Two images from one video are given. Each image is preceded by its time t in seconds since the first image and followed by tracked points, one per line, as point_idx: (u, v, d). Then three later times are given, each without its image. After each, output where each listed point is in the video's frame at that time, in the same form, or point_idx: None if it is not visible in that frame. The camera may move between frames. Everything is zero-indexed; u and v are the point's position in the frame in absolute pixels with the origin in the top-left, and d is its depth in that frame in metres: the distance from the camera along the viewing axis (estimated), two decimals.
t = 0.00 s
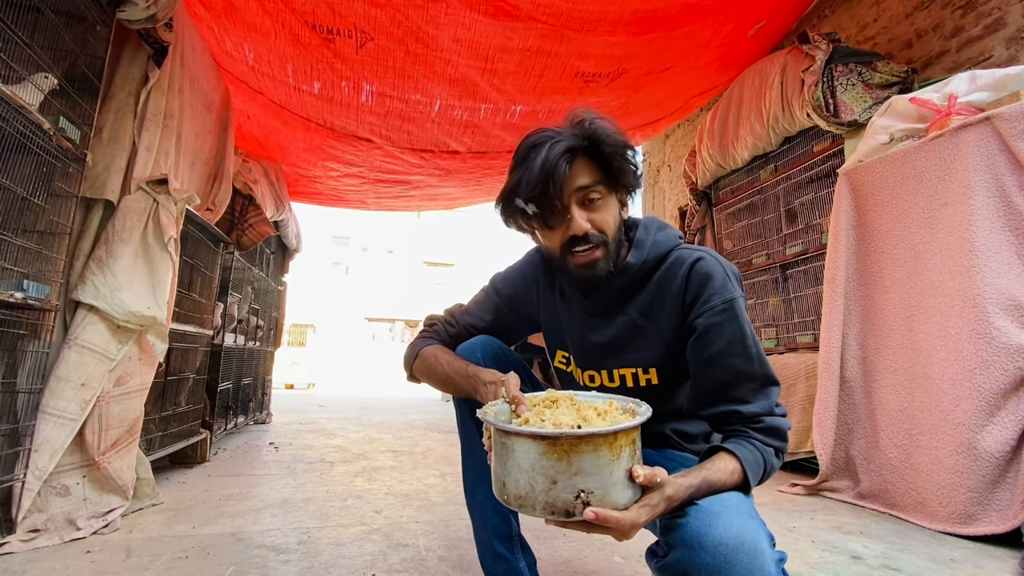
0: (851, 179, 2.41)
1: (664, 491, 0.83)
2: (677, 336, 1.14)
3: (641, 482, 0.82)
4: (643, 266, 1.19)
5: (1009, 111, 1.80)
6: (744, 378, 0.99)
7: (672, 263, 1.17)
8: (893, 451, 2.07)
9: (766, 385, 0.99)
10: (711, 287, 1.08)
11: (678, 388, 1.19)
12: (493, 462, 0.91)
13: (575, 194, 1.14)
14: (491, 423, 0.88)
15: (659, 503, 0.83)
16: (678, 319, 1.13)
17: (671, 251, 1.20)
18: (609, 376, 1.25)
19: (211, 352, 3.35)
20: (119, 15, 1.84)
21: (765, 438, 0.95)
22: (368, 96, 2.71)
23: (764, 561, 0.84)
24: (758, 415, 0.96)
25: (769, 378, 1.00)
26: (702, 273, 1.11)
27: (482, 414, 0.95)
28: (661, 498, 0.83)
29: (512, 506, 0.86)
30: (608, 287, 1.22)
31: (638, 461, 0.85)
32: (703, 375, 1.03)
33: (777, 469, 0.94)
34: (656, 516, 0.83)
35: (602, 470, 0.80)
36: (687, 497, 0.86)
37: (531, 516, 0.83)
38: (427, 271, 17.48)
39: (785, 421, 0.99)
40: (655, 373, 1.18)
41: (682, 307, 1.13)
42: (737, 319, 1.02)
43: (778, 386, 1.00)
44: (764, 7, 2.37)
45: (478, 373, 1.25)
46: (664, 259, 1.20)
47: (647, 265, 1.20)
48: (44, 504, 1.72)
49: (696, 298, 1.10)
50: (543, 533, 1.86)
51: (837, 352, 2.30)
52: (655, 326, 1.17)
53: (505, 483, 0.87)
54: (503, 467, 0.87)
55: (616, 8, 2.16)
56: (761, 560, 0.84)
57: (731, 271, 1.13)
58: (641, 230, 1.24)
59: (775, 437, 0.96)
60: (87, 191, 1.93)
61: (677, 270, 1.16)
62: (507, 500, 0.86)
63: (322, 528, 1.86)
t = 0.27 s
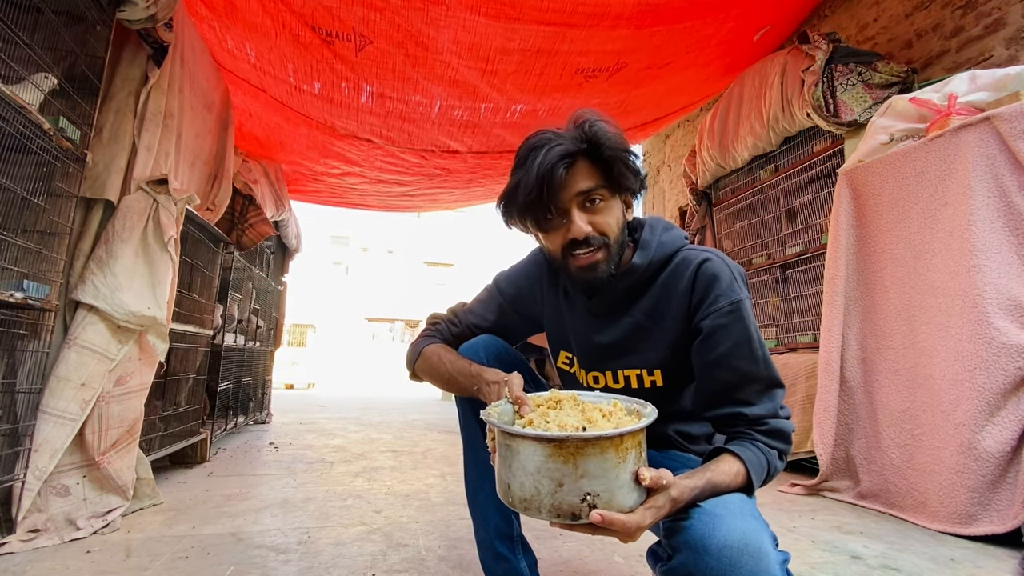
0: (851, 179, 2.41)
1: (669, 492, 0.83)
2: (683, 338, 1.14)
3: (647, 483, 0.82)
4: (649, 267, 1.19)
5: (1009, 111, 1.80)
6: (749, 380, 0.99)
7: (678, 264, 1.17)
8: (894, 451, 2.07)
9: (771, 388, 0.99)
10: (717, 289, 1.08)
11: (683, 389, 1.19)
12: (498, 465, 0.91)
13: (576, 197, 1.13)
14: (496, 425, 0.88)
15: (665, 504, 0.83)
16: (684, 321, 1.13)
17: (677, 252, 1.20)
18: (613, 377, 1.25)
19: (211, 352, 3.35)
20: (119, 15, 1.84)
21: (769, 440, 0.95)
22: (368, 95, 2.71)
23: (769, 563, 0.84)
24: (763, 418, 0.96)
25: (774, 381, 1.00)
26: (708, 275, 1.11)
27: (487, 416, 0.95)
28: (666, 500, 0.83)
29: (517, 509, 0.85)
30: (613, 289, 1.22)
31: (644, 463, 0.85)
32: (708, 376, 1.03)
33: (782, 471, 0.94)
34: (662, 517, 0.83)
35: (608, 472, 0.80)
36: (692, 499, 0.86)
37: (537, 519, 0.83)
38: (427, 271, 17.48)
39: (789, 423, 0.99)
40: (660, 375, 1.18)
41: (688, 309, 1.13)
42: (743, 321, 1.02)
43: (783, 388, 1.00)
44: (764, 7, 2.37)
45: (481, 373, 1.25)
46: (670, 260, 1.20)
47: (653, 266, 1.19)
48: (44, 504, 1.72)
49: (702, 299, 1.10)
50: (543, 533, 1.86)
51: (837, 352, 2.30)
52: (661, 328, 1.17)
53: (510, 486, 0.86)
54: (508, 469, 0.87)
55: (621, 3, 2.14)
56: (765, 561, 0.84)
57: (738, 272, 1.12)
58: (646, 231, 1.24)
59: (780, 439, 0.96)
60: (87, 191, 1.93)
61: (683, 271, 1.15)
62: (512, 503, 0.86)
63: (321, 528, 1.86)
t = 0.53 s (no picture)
0: (850, 179, 2.40)
1: (670, 486, 0.83)
2: (681, 338, 1.14)
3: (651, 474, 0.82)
4: (648, 267, 1.19)
5: (1009, 111, 1.80)
6: (748, 381, 0.99)
7: (677, 265, 1.17)
8: (894, 451, 2.07)
9: (769, 388, 0.99)
10: (715, 290, 1.08)
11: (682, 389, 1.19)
12: (503, 447, 0.90)
13: (577, 202, 1.13)
14: (505, 405, 0.88)
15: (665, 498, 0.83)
16: (683, 321, 1.13)
17: (676, 253, 1.20)
18: (612, 377, 1.25)
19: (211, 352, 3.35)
20: (119, 15, 1.83)
21: (767, 440, 0.95)
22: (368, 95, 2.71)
23: (765, 560, 0.84)
24: (760, 418, 0.97)
25: (772, 381, 1.00)
26: (707, 275, 1.11)
27: (493, 399, 0.95)
28: (667, 492, 0.83)
29: (521, 491, 0.85)
30: (613, 290, 1.22)
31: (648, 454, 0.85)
32: (706, 376, 1.03)
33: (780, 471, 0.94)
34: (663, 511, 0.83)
35: (616, 454, 0.80)
36: (691, 495, 0.86)
37: (542, 501, 0.82)
38: (427, 271, 17.48)
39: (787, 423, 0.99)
40: (659, 375, 1.18)
41: (687, 309, 1.13)
42: (741, 321, 1.02)
43: (781, 388, 1.00)
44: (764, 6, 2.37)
45: (483, 369, 1.27)
46: (669, 261, 1.20)
47: (652, 267, 1.19)
48: (44, 504, 1.72)
49: (701, 300, 1.10)
50: (543, 533, 1.87)
51: (837, 352, 2.30)
52: (660, 329, 1.17)
53: (515, 466, 0.86)
54: (514, 449, 0.86)
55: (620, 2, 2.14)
56: (762, 559, 0.84)
57: (737, 272, 1.12)
58: (646, 231, 1.23)
59: (777, 439, 0.96)
60: (87, 191, 1.93)
61: (682, 272, 1.16)
62: (516, 484, 0.85)
63: (322, 527, 1.86)
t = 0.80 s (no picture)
0: (851, 179, 2.40)
1: (664, 490, 0.83)
2: (677, 337, 1.14)
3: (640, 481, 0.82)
4: (643, 267, 1.19)
5: (1009, 111, 1.80)
6: (743, 378, 0.99)
7: (671, 263, 1.17)
8: (894, 451, 2.07)
9: (765, 384, 0.99)
10: (709, 287, 1.08)
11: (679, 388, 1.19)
12: (494, 462, 0.91)
13: (566, 211, 1.11)
14: (491, 425, 0.88)
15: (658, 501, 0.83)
16: (678, 319, 1.13)
17: (670, 251, 1.21)
18: (609, 376, 1.25)
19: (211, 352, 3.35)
20: (119, 15, 1.83)
21: (765, 437, 0.95)
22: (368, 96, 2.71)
23: (763, 556, 0.84)
24: (757, 415, 0.96)
25: (768, 377, 1.00)
26: (701, 273, 1.11)
27: (483, 415, 0.95)
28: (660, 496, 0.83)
29: (511, 507, 0.86)
30: (607, 289, 1.22)
31: (638, 462, 0.85)
32: (702, 374, 1.03)
33: (777, 469, 0.94)
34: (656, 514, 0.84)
35: (601, 472, 0.79)
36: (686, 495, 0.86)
37: (532, 518, 0.82)
38: (427, 271, 17.48)
39: (785, 420, 0.99)
40: (655, 374, 1.18)
41: (682, 307, 1.13)
42: (735, 318, 1.02)
43: (778, 385, 1.00)
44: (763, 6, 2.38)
45: (476, 372, 1.26)
46: (663, 259, 1.20)
47: (646, 266, 1.20)
48: (44, 504, 1.72)
49: (695, 297, 1.11)
50: (543, 533, 1.87)
51: (837, 353, 2.30)
52: (655, 327, 1.17)
53: (504, 483, 0.86)
54: (503, 467, 0.87)
55: (620, 3, 2.14)
56: (760, 554, 0.84)
57: (730, 270, 1.13)
58: (639, 231, 1.23)
59: (775, 436, 0.96)
60: (87, 191, 1.94)
61: (676, 270, 1.16)
62: (507, 500, 0.86)
63: (322, 528, 1.86)
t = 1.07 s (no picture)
0: (851, 179, 2.40)
1: (658, 492, 0.83)
2: (673, 335, 1.14)
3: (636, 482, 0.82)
4: (639, 266, 1.20)
5: (1009, 111, 1.80)
6: (739, 377, 0.99)
7: (668, 262, 1.18)
8: (895, 452, 2.07)
9: (761, 383, 0.99)
10: (705, 285, 1.08)
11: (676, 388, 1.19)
12: (489, 461, 0.91)
13: (562, 211, 1.12)
14: (487, 424, 0.88)
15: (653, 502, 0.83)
16: (674, 318, 1.14)
17: (667, 250, 1.21)
18: (606, 375, 1.25)
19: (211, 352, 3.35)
20: (119, 15, 1.83)
21: (761, 436, 0.95)
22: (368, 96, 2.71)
23: (758, 556, 0.84)
24: (753, 414, 0.96)
25: (764, 376, 1.00)
26: (698, 271, 1.11)
27: (479, 413, 0.95)
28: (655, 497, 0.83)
29: (505, 506, 0.86)
30: (604, 288, 1.22)
31: (634, 463, 0.85)
32: (699, 372, 1.03)
33: (773, 467, 0.94)
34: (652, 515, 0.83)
35: (596, 473, 0.79)
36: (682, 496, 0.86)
37: (526, 517, 0.83)
38: (427, 271, 17.48)
39: (781, 419, 0.99)
40: (652, 373, 1.18)
41: (679, 306, 1.13)
42: (731, 317, 1.02)
43: (774, 384, 1.00)
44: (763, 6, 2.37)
45: (473, 372, 1.26)
46: (660, 258, 1.20)
47: (643, 265, 1.20)
48: (44, 504, 1.72)
49: (692, 296, 1.11)
50: (543, 533, 1.87)
51: (837, 353, 2.30)
52: (652, 326, 1.17)
53: (499, 482, 0.87)
54: (498, 466, 0.87)
55: (619, 3, 2.14)
56: (754, 554, 0.84)
57: (727, 269, 1.13)
58: (636, 230, 1.23)
59: (771, 435, 0.96)
60: (87, 191, 1.94)
61: (672, 268, 1.16)
62: (502, 499, 0.86)
63: (322, 528, 1.86)
